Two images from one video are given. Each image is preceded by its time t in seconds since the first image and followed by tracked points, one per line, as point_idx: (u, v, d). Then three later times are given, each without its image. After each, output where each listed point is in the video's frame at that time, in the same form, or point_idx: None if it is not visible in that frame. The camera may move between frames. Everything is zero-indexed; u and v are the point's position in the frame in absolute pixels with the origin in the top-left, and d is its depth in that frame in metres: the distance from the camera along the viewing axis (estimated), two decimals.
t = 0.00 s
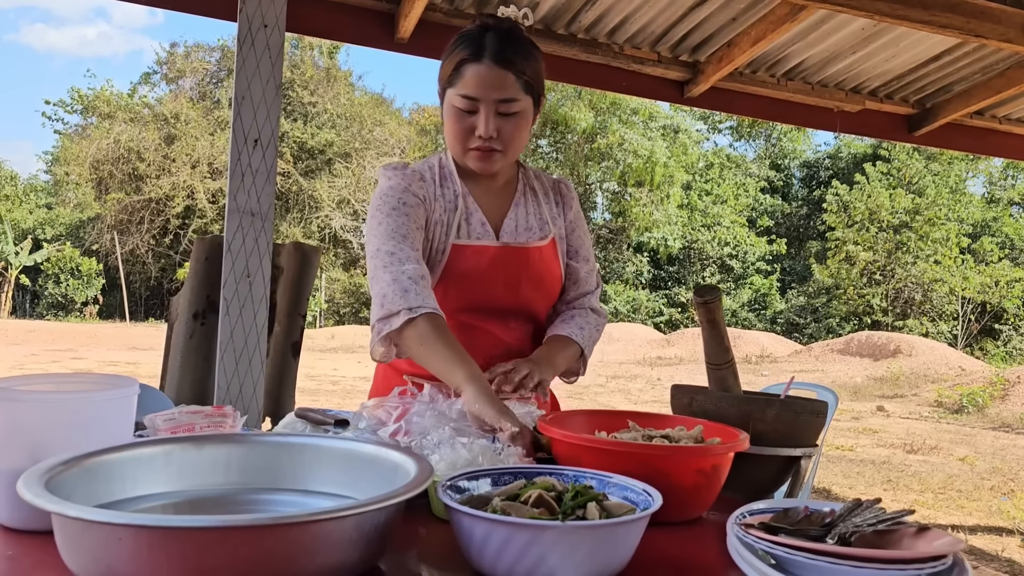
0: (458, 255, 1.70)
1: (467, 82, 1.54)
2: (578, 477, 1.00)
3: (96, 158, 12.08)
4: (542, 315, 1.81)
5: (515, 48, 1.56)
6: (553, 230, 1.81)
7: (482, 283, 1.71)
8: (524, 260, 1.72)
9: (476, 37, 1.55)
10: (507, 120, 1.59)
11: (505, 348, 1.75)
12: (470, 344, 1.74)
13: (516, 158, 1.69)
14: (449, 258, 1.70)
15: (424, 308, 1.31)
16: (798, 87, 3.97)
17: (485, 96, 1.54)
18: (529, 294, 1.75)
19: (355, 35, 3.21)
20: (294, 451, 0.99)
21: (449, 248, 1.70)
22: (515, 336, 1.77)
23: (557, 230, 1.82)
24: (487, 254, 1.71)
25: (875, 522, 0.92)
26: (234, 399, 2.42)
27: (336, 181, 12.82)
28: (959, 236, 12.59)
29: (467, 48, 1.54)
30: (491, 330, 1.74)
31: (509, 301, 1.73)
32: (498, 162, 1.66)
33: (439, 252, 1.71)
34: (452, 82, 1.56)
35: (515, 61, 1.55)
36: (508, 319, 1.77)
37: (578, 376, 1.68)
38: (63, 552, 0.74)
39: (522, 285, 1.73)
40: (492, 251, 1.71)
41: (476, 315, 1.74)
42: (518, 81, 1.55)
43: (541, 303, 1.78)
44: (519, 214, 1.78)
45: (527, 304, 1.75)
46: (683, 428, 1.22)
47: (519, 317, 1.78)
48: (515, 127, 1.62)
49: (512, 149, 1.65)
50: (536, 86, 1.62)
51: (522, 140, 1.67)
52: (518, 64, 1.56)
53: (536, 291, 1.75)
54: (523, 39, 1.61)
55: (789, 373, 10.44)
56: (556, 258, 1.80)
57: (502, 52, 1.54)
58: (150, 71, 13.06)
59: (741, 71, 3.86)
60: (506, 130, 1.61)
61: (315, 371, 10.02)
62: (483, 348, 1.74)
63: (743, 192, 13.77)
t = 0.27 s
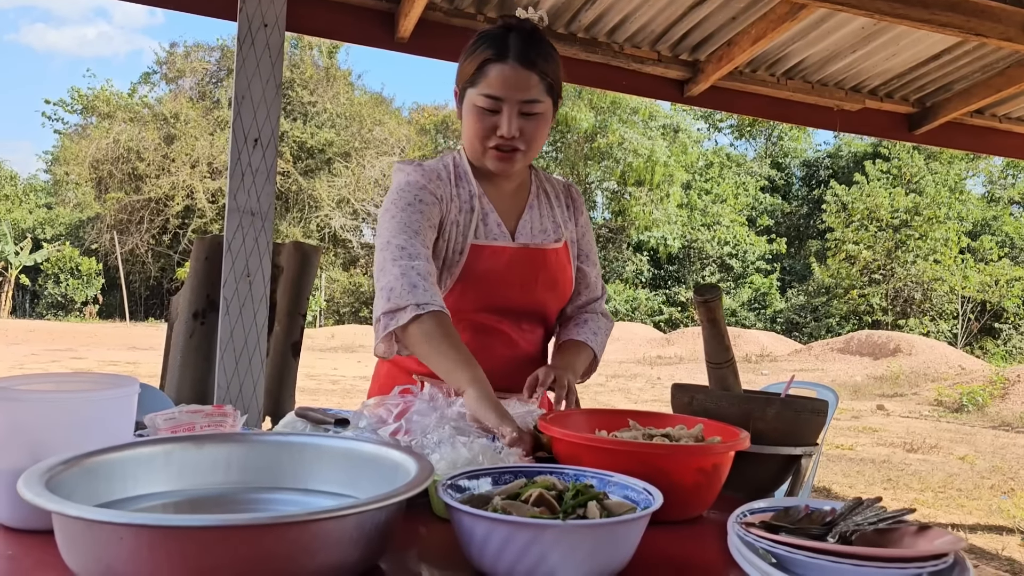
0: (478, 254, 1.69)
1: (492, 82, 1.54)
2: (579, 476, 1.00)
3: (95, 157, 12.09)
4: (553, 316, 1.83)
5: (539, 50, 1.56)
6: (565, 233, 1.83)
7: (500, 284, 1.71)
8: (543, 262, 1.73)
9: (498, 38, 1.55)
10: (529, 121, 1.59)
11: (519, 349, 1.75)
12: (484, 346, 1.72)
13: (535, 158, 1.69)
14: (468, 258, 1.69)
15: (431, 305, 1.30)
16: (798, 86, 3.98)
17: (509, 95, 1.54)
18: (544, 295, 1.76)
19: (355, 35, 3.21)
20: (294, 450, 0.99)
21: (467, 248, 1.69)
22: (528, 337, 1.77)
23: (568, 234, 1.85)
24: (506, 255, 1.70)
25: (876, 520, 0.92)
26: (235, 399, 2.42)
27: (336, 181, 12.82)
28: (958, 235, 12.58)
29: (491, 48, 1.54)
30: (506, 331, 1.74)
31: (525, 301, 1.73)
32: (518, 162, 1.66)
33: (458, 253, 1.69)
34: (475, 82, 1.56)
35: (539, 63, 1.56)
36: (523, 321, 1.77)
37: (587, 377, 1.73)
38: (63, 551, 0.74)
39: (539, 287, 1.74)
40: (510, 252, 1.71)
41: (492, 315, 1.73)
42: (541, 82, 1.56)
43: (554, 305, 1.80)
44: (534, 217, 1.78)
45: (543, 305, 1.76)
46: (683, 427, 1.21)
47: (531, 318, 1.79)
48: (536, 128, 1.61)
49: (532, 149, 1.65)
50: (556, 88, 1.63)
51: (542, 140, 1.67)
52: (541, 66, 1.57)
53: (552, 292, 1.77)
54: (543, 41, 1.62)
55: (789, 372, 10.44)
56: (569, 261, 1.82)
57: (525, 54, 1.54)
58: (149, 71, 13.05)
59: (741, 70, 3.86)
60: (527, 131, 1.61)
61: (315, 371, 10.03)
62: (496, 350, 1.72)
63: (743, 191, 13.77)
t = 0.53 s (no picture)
0: (481, 255, 1.69)
1: (501, 79, 1.53)
2: (582, 477, 1.00)
3: (96, 158, 12.10)
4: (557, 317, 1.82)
5: (548, 49, 1.56)
6: (570, 234, 1.83)
7: (503, 283, 1.71)
8: (547, 261, 1.72)
9: (507, 37, 1.55)
10: (537, 119, 1.58)
11: (521, 348, 1.74)
12: (486, 344, 1.72)
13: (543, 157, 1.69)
14: (472, 256, 1.69)
15: (436, 312, 1.30)
16: (801, 85, 3.97)
17: (518, 93, 1.53)
18: (548, 296, 1.75)
19: (356, 34, 3.21)
20: (296, 451, 0.99)
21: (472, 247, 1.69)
22: (531, 337, 1.76)
23: (574, 234, 1.84)
24: (510, 254, 1.70)
25: (880, 521, 0.92)
26: (236, 399, 2.42)
27: (337, 181, 12.81)
28: (960, 234, 12.56)
29: (500, 45, 1.54)
30: (508, 331, 1.74)
31: (528, 302, 1.73)
32: (525, 160, 1.65)
33: (462, 252, 1.69)
34: (484, 79, 1.56)
35: (548, 62, 1.56)
36: (525, 321, 1.76)
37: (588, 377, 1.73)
38: (65, 552, 0.74)
39: (543, 287, 1.73)
40: (514, 252, 1.71)
41: (495, 315, 1.73)
42: (550, 81, 1.55)
43: (558, 305, 1.79)
44: (540, 217, 1.77)
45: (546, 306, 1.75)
46: (687, 427, 1.21)
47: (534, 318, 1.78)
48: (545, 126, 1.60)
49: (541, 148, 1.65)
50: (564, 88, 1.62)
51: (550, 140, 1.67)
52: (550, 64, 1.56)
53: (557, 293, 1.76)
54: (552, 41, 1.62)
55: (791, 372, 10.42)
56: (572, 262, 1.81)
57: (534, 52, 1.54)
58: (150, 71, 13.05)
59: (743, 69, 3.85)
60: (535, 129, 1.60)
61: (316, 371, 10.03)
62: (496, 349, 1.73)
63: (744, 190, 13.76)
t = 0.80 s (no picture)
0: (487, 257, 1.69)
1: (502, 63, 1.58)
2: (587, 476, 1.00)
3: (99, 160, 12.14)
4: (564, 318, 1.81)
5: (545, 38, 1.63)
6: (575, 234, 1.83)
7: (510, 284, 1.70)
8: (553, 261, 1.72)
9: (506, 30, 1.62)
10: (542, 99, 1.60)
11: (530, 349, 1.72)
12: (494, 346, 1.71)
13: (550, 146, 1.68)
14: (479, 259, 1.69)
15: (412, 315, 1.30)
16: (804, 84, 3.97)
17: (519, 74, 1.57)
18: (555, 295, 1.74)
19: (358, 35, 3.21)
20: (303, 451, 0.99)
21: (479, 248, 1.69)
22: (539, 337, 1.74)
23: (579, 234, 1.85)
24: (517, 256, 1.70)
25: (885, 521, 0.92)
26: (241, 400, 2.43)
27: (339, 181, 12.83)
28: (964, 233, 12.54)
29: (499, 35, 1.61)
30: (516, 331, 1.72)
31: (535, 302, 1.72)
32: (531, 147, 1.65)
33: (468, 255, 1.69)
34: (485, 67, 1.60)
35: (546, 47, 1.62)
36: (532, 320, 1.75)
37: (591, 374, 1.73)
38: (75, 555, 0.74)
39: (550, 286, 1.72)
40: (521, 252, 1.70)
41: (502, 315, 1.72)
42: (549, 62, 1.60)
43: (566, 305, 1.78)
44: (545, 218, 1.78)
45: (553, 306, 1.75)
46: (692, 427, 1.21)
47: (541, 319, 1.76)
48: (549, 107, 1.62)
49: (548, 133, 1.65)
50: (564, 77, 1.67)
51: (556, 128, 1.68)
52: (549, 49, 1.62)
53: (564, 293, 1.75)
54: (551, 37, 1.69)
55: (794, 372, 10.41)
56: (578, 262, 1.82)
57: (532, 38, 1.61)
58: (153, 72, 13.09)
59: (746, 68, 3.86)
60: (539, 112, 1.61)
61: (320, 372, 10.05)
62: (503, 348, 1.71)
63: (747, 190, 13.76)
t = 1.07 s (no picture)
0: (484, 256, 1.70)
1: (495, 66, 1.60)
2: (593, 478, 1.00)
3: (102, 161, 12.18)
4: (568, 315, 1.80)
5: (539, 42, 1.65)
6: (580, 233, 1.82)
7: (511, 282, 1.70)
8: (554, 260, 1.72)
9: (501, 35, 1.65)
10: (534, 99, 1.60)
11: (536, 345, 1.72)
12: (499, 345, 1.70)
13: (547, 148, 1.68)
14: (477, 257, 1.70)
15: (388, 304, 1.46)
16: (807, 84, 3.97)
17: (511, 75, 1.58)
18: (557, 292, 1.74)
19: (361, 36, 3.22)
20: (309, 453, 0.99)
21: (477, 246, 1.70)
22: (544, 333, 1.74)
23: (585, 234, 1.84)
24: (518, 253, 1.70)
25: (892, 521, 0.92)
26: (245, 402, 2.43)
27: (342, 182, 12.83)
28: (967, 233, 12.52)
29: (493, 41, 1.64)
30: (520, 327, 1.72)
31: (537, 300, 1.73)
32: (527, 148, 1.64)
33: (465, 253, 1.70)
34: (479, 72, 1.62)
35: (540, 50, 1.63)
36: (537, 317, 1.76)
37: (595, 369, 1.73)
38: (83, 556, 0.74)
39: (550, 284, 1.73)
40: (520, 249, 1.70)
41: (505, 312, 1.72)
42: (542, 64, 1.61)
43: (570, 303, 1.78)
44: (547, 217, 1.78)
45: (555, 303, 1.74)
46: (698, 428, 1.21)
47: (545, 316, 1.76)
48: (544, 107, 1.61)
49: (544, 132, 1.64)
50: (561, 78, 1.68)
51: (552, 128, 1.68)
52: (542, 52, 1.63)
53: (566, 290, 1.75)
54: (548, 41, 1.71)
55: (798, 371, 10.40)
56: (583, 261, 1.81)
57: (525, 41, 1.63)
58: (155, 74, 13.11)
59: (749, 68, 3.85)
60: (533, 112, 1.61)
61: (324, 373, 10.05)
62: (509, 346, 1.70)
63: (750, 189, 13.74)
